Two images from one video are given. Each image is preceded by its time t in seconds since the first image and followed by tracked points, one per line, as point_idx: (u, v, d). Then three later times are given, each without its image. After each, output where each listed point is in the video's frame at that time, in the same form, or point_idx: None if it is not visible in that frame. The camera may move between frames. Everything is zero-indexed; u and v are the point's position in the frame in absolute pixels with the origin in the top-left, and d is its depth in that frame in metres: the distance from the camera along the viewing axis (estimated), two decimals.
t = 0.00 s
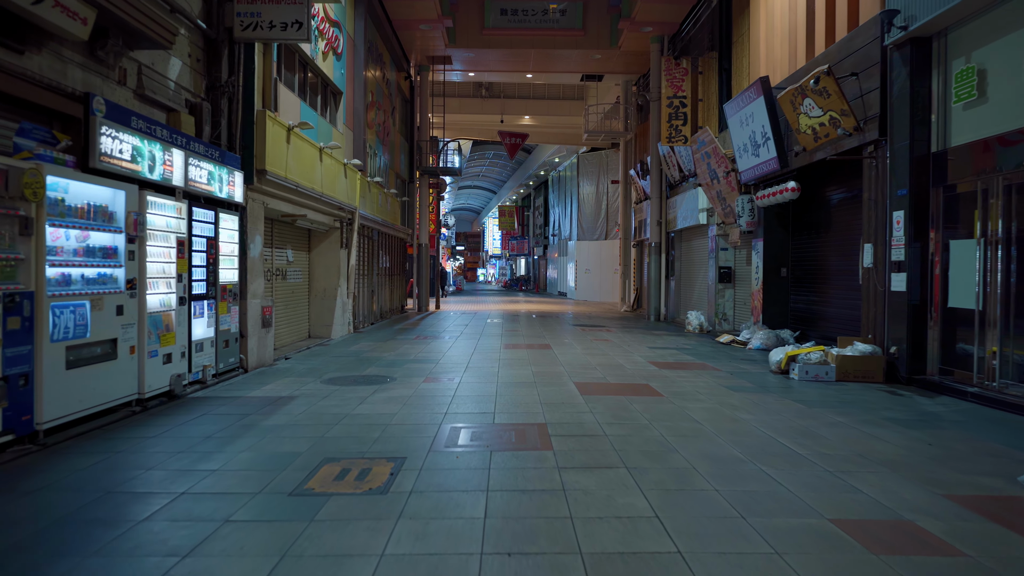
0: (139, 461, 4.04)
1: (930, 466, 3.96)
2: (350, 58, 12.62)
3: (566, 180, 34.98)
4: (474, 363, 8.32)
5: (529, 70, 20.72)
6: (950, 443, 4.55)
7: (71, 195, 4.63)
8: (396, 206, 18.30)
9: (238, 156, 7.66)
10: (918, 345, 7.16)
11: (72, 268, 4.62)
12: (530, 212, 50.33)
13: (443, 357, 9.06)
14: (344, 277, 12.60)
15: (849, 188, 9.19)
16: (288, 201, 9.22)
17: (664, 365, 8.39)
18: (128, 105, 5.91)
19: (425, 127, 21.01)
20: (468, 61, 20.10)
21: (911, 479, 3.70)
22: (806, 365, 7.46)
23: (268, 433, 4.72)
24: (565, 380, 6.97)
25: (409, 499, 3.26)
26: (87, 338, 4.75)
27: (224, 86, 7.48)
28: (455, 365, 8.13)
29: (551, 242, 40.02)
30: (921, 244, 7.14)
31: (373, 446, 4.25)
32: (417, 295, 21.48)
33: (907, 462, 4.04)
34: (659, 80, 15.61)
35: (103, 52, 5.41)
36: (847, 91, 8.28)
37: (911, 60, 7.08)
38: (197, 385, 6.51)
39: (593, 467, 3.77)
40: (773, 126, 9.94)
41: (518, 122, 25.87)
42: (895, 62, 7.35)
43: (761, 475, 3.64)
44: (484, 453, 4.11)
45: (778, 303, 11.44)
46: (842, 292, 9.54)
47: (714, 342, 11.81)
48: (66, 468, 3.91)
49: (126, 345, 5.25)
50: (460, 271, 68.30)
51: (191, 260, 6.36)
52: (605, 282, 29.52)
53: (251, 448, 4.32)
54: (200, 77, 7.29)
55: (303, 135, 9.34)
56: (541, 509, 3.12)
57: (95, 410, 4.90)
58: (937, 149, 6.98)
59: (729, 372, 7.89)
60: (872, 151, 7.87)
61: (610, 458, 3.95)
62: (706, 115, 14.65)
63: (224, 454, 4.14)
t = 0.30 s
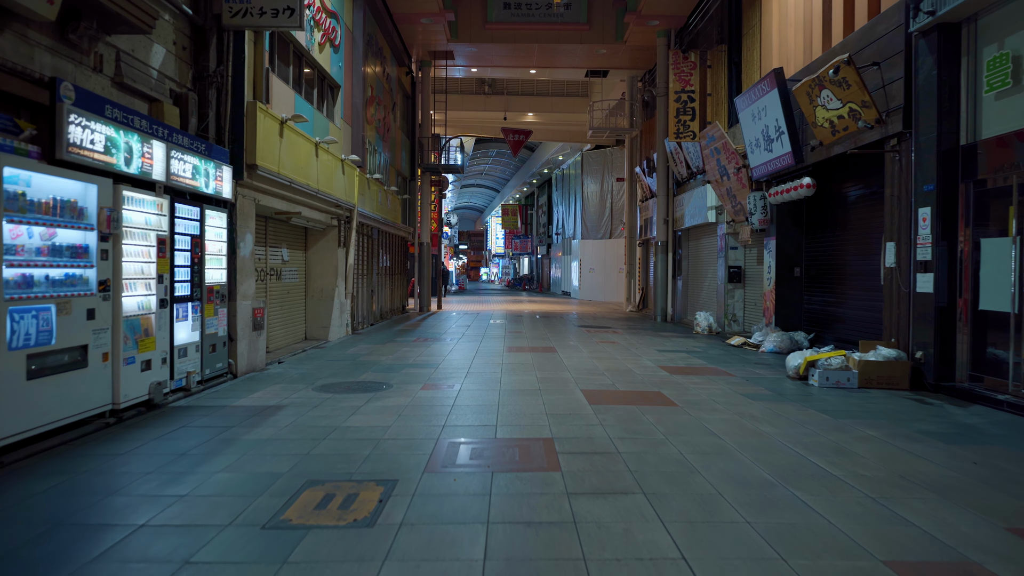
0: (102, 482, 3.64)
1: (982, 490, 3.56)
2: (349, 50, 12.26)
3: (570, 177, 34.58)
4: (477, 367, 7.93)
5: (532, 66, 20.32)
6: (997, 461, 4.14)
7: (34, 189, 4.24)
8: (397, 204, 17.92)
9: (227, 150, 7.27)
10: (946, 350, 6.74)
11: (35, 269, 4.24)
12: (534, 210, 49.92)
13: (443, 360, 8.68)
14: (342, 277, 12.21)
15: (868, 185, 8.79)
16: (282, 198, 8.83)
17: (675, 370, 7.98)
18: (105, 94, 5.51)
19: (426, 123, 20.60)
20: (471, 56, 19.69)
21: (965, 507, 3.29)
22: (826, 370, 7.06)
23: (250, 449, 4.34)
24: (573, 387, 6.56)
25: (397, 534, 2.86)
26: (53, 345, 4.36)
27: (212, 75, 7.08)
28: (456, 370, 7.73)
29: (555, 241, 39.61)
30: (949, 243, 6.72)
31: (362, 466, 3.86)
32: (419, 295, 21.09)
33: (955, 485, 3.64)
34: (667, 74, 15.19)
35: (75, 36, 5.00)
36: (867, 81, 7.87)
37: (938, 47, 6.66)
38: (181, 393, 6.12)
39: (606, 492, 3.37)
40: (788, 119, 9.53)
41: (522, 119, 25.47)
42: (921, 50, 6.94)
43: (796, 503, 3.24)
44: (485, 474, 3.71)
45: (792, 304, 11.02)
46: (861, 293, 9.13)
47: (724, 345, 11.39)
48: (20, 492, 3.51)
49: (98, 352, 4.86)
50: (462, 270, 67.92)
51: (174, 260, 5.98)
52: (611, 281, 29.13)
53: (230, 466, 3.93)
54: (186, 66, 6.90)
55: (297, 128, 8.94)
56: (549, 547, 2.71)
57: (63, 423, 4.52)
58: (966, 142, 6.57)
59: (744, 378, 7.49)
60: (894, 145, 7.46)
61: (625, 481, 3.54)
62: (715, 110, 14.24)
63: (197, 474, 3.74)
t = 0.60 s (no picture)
0: (56, 506, 3.24)
1: None
2: (346, 42, 11.87)
3: (573, 177, 34.16)
4: (478, 373, 7.52)
5: (535, 62, 19.94)
6: None
7: None
8: (397, 203, 17.52)
9: (214, 142, 6.87)
10: (978, 355, 6.31)
11: None
12: (536, 210, 49.47)
13: (444, 364, 8.29)
14: (340, 277, 11.79)
15: (890, 180, 8.38)
16: (275, 194, 8.43)
17: (688, 375, 7.56)
18: (76, 79, 5.10)
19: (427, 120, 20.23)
20: (472, 51, 19.30)
21: None
22: (850, 376, 6.64)
23: (228, 464, 3.94)
24: (581, 394, 6.15)
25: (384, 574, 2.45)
26: (11, 351, 3.96)
27: (198, 63, 6.69)
28: (456, 375, 7.33)
29: (557, 241, 39.19)
30: (982, 240, 6.29)
31: (350, 487, 3.45)
32: (419, 295, 20.68)
33: (1017, 509, 3.23)
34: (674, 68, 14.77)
35: (42, 15, 4.59)
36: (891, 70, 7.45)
37: (971, 32, 6.25)
38: (162, 401, 5.72)
39: (625, 520, 2.97)
40: (804, 112, 9.12)
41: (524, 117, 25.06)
42: (951, 35, 6.52)
43: (843, 535, 2.83)
44: (487, 497, 3.30)
45: (806, 305, 10.61)
46: (882, 294, 8.71)
47: (736, 348, 10.97)
48: None
49: (66, 357, 4.46)
50: (464, 270, 67.50)
51: (153, 259, 5.57)
52: (615, 281, 28.70)
53: (204, 486, 3.53)
54: (170, 53, 6.50)
55: (290, 121, 8.55)
56: None
57: (24, 436, 4.11)
58: (1001, 133, 6.15)
59: (762, 384, 7.08)
60: (921, 137, 7.05)
61: (645, 507, 3.13)
62: (724, 105, 13.83)
63: (164, 496, 3.33)
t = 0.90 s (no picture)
0: None
1: None
2: (341, 36, 11.49)
3: (574, 177, 33.78)
4: (476, 381, 7.14)
5: (535, 60, 19.58)
6: None
7: None
8: (394, 203, 17.14)
9: (197, 138, 6.48)
10: (1009, 363, 5.90)
11: None
12: (536, 211, 49.11)
13: (442, 371, 7.91)
14: (334, 280, 11.42)
15: (909, 178, 7.99)
16: (264, 193, 8.06)
17: (697, 384, 7.18)
18: (41, 68, 4.70)
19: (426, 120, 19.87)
20: (472, 49, 18.93)
21: None
22: (870, 386, 6.26)
23: (197, 489, 3.55)
24: (585, 406, 5.77)
25: None
26: None
27: (179, 54, 6.31)
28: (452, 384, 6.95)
29: (558, 242, 38.82)
30: (1013, 242, 5.89)
31: (328, 521, 3.05)
32: (417, 298, 20.29)
33: None
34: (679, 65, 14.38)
35: None
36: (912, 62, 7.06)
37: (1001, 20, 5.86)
38: (137, 414, 5.33)
39: (641, 565, 2.58)
40: (817, 108, 8.75)
41: (525, 117, 24.69)
42: (978, 24, 6.13)
43: None
44: (484, 533, 2.91)
45: (816, 309, 10.23)
46: (899, 297, 8.34)
47: (744, 353, 10.59)
48: None
49: (22, 370, 4.07)
50: (464, 272, 67.16)
51: (126, 261, 5.19)
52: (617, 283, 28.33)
53: (164, 516, 3.14)
54: (148, 43, 6.11)
55: (280, 117, 8.18)
56: None
57: None
58: None
59: (776, 394, 6.69)
60: (945, 132, 6.67)
61: (663, 547, 2.74)
62: (730, 103, 13.44)
63: (117, 532, 2.95)
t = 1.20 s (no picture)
0: None
1: None
2: (334, 24, 11.11)
3: (574, 173, 33.37)
4: (472, 384, 6.72)
5: (535, 53, 19.16)
6: None
7: None
8: (390, 199, 16.73)
9: (174, 125, 6.06)
10: None
11: None
12: (536, 208, 48.71)
13: (437, 373, 7.51)
14: (327, 276, 10.99)
15: (930, 168, 7.58)
16: (248, 185, 7.64)
17: (707, 387, 6.76)
18: None
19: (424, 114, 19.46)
20: (470, 41, 18.50)
21: None
22: (893, 390, 5.84)
23: (152, 512, 3.13)
24: (589, 412, 5.34)
25: None
26: None
27: (154, 35, 5.89)
28: (446, 388, 6.54)
29: (558, 239, 38.42)
30: None
31: (295, 554, 2.64)
32: (415, 296, 19.88)
33: None
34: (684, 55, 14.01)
35: None
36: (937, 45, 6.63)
37: None
38: (104, 422, 4.91)
39: None
40: (831, 95, 8.33)
41: (524, 111, 24.29)
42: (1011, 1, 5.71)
43: None
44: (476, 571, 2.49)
45: (828, 307, 9.81)
46: (919, 294, 7.93)
47: (753, 353, 10.17)
48: None
49: None
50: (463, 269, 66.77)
51: (90, 256, 4.77)
52: (618, 280, 27.94)
53: (107, 547, 2.73)
54: (120, 22, 5.67)
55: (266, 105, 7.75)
56: None
57: None
58: None
59: (792, 398, 6.29)
60: (973, 119, 6.25)
61: None
62: (737, 94, 13.04)
63: (48, 568, 2.53)
